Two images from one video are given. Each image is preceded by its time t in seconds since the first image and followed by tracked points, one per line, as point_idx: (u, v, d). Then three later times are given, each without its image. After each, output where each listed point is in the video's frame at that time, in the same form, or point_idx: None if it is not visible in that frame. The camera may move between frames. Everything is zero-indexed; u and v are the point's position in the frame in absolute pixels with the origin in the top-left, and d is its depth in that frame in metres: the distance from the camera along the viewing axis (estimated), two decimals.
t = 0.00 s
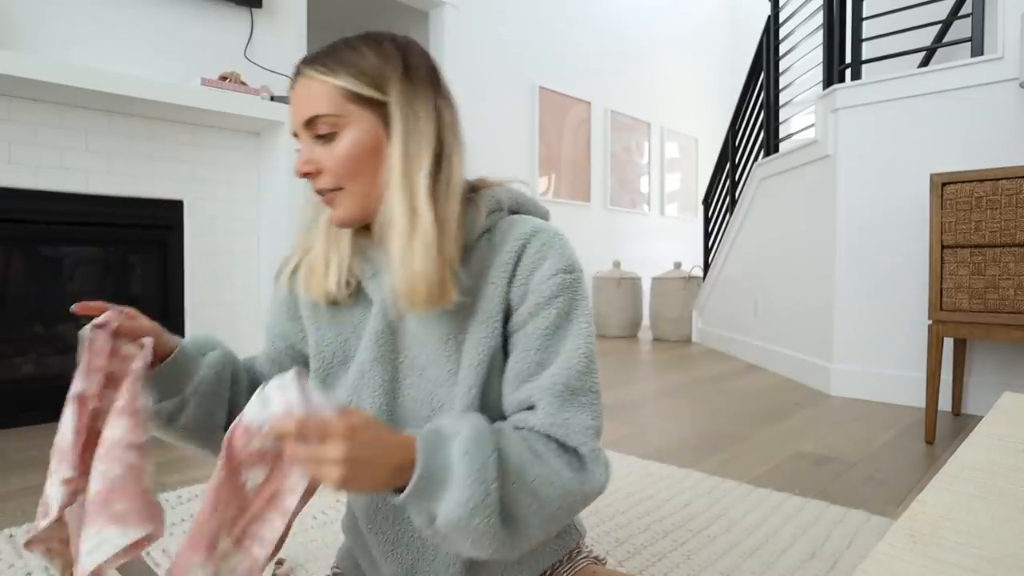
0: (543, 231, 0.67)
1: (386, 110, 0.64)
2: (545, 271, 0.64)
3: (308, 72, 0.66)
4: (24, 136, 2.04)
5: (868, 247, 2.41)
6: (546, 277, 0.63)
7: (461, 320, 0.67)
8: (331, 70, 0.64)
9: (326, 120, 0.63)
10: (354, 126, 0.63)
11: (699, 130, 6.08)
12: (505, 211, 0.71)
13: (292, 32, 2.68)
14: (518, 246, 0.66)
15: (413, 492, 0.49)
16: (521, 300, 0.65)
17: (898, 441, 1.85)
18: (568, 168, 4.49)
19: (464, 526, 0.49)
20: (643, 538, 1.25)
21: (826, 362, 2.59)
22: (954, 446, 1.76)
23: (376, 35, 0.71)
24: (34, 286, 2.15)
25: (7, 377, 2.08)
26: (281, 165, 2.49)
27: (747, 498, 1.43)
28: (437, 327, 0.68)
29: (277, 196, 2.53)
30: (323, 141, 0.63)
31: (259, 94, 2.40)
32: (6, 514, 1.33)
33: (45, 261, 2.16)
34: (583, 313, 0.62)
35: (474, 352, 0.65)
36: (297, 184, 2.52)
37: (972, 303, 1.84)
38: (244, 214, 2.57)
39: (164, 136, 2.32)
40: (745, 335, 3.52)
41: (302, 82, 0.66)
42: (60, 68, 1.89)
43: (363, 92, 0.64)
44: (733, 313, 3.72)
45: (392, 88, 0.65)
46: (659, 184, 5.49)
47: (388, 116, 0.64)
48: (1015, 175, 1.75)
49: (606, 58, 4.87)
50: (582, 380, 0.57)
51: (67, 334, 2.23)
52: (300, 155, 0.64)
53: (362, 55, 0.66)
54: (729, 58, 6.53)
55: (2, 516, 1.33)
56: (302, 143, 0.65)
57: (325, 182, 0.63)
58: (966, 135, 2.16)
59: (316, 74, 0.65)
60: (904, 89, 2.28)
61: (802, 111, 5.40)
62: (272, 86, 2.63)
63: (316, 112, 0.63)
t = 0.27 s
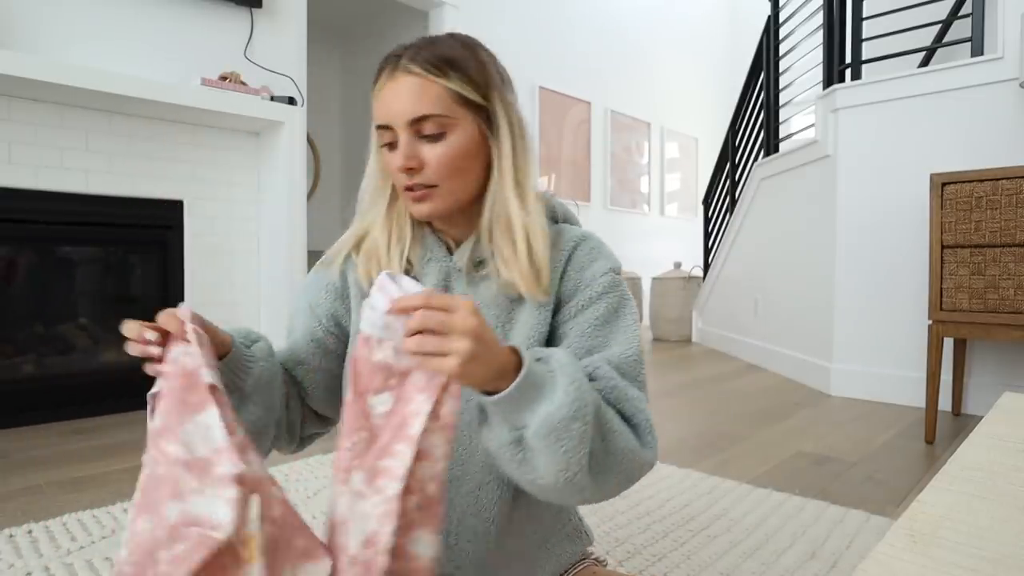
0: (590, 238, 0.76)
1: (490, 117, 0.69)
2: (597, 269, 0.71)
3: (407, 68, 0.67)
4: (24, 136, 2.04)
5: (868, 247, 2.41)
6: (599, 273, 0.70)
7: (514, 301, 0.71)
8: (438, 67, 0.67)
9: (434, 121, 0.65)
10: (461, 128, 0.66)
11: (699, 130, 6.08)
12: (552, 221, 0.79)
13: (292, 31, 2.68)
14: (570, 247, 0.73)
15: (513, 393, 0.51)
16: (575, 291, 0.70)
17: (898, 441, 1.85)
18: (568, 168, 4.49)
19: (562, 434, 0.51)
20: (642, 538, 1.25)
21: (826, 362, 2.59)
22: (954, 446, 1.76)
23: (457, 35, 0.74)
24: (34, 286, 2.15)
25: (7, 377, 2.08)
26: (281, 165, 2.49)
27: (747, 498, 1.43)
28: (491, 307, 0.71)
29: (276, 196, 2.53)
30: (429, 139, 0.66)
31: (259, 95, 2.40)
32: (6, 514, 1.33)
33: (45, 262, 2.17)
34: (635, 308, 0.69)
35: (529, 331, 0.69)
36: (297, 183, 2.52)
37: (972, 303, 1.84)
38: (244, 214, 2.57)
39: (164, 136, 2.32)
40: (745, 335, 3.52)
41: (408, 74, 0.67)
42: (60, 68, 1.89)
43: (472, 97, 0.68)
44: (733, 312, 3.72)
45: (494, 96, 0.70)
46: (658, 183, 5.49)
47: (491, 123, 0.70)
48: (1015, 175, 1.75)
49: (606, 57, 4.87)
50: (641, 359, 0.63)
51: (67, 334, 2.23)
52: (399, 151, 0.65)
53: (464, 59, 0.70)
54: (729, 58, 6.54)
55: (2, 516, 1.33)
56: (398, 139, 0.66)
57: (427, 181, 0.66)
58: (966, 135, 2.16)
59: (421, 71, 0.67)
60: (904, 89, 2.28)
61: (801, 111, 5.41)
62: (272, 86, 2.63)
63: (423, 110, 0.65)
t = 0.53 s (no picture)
0: (599, 241, 0.86)
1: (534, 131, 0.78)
2: (609, 269, 0.80)
3: (475, 71, 0.73)
4: (24, 136, 2.04)
5: (868, 246, 2.41)
6: (612, 272, 0.78)
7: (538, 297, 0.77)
8: (503, 77, 0.74)
9: (500, 125, 0.72)
10: (518, 137, 0.73)
11: (699, 130, 6.09)
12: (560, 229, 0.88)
13: (292, 31, 2.68)
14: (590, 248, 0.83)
15: (598, 369, 0.60)
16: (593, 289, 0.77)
17: (898, 441, 1.85)
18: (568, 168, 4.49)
19: (646, 404, 0.60)
20: (643, 538, 1.25)
21: (826, 362, 2.59)
22: (954, 446, 1.76)
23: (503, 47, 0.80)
24: (33, 286, 2.15)
25: (7, 377, 2.08)
26: (281, 165, 2.50)
27: (747, 498, 1.43)
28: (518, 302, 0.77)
29: (276, 196, 2.53)
30: (493, 141, 0.72)
31: (259, 95, 2.40)
32: (6, 513, 1.33)
33: (45, 262, 2.17)
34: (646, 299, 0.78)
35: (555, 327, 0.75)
36: (297, 183, 2.52)
37: (972, 303, 1.84)
38: (244, 214, 2.57)
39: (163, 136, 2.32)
40: (745, 335, 3.53)
41: (476, 76, 0.73)
42: (60, 68, 1.89)
43: (526, 110, 0.76)
44: (733, 313, 3.72)
45: (538, 113, 0.79)
46: (658, 183, 5.49)
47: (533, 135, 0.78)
48: (1015, 175, 1.75)
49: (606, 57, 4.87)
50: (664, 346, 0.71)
51: (67, 334, 2.23)
52: (466, 147, 0.71)
53: (521, 74, 0.77)
54: (729, 58, 6.54)
55: (2, 515, 1.33)
56: (461, 134, 0.71)
57: (483, 181, 0.72)
58: (966, 135, 2.16)
59: (489, 78, 0.73)
60: (904, 89, 2.28)
61: (801, 111, 5.41)
62: (273, 86, 2.64)
63: (490, 114, 0.71)
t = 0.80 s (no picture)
0: (595, 239, 0.87)
1: (532, 133, 0.79)
2: (604, 268, 0.80)
3: (474, 77, 0.73)
4: (24, 136, 2.04)
5: (867, 246, 2.41)
6: (608, 272, 0.79)
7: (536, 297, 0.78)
8: (499, 80, 0.74)
9: (497, 130, 0.72)
10: (515, 140, 0.74)
11: (699, 130, 6.09)
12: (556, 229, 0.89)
13: (292, 31, 2.67)
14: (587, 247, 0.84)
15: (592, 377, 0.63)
16: (589, 289, 0.78)
17: (898, 441, 1.85)
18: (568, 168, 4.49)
19: (642, 409, 0.63)
20: (643, 538, 1.25)
21: (826, 362, 2.59)
22: (954, 446, 1.76)
23: (501, 48, 0.80)
24: (33, 286, 2.15)
25: (7, 377, 2.08)
26: (281, 165, 2.49)
27: (747, 498, 1.43)
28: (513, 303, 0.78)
29: (276, 196, 2.53)
30: (490, 146, 0.72)
31: (259, 95, 2.40)
32: (6, 513, 1.33)
33: (45, 262, 2.17)
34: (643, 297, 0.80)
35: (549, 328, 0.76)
36: (297, 183, 2.52)
37: (972, 303, 1.84)
38: (244, 214, 2.57)
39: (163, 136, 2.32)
40: (745, 335, 3.53)
41: (473, 79, 0.73)
42: (60, 68, 1.89)
43: (523, 113, 0.77)
44: (733, 312, 3.72)
45: (535, 115, 0.79)
46: (658, 184, 5.49)
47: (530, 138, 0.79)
48: (1015, 175, 1.75)
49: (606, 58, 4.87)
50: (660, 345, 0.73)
51: (67, 334, 2.23)
52: (463, 152, 0.71)
53: (519, 77, 0.77)
54: (729, 58, 6.54)
55: (2, 516, 1.33)
56: (458, 139, 0.72)
57: (481, 184, 0.72)
58: (966, 135, 2.16)
59: (487, 83, 0.73)
60: (904, 89, 2.28)
61: (801, 112, 5.41)
62: (273, 85, 2.63)
63: (488, 119, 0.72)
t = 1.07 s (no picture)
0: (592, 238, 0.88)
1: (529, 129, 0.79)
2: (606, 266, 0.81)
3: (471, 72, 0.73)
4: (25, 136, 2.04)
5: (867, 246, 2.41)
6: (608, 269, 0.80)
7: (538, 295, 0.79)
8: (495, 76, 0.75)
9: (496, 124, 0.72)
10: (513, 135, 0.74)
11: (699, 130, 6.09)
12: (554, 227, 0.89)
13: (292, 31, 2.67)
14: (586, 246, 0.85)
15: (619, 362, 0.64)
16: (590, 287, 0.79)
17: (898, 441, 1.85)
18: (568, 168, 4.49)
19: (665, 396, 0.64)
20: (643, 538, 1.25)
21: (826, 362, 2.59)
22: (954, 446, 1.76)
23: (497, 46, 0.80)
24: (33, 286, 2.15)
25: (7, 377, 2.08)
26: (281, 164, 2.49)
27: (747, 498, 1.43)
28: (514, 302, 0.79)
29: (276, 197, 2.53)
30: (489, 141, 0.72)
31: (259, 95, 2.40)
32: (6, 513, 1.33)
33: (45, 262, 2.17)
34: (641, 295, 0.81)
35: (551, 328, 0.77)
36: (297, 184, 2.52)
37: (972, 303, 1.84)
38: (244, 214, 2.57)
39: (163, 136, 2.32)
40: (745, 335, 3.52)
41: (471, 75, 0.74)
42: (60, 68, 1.89)
43: (520, 108, 0.77)
44: (733, 312, 3.72)
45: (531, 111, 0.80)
46: (658, 184, 5.49)
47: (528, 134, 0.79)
48: (1015, 174, 1.75)
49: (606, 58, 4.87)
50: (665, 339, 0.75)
51: (67, 333, 2.23)
52: (463, 147, 0.71)
53: (516, 74, 0.78)
54: (729, 58, 6.54)
55: (1, 516, 1.33)
56: (457, 134, 0.71)
57: (481, 180, 0.72)
58: (966, 135, 2.16)
59: (485, 78, 0.74)
60: (904, 89, 2.28)
61: (801, 112, 5.42)
62: (273, 85, 2.63)
63: (488, 114, 0.72)
